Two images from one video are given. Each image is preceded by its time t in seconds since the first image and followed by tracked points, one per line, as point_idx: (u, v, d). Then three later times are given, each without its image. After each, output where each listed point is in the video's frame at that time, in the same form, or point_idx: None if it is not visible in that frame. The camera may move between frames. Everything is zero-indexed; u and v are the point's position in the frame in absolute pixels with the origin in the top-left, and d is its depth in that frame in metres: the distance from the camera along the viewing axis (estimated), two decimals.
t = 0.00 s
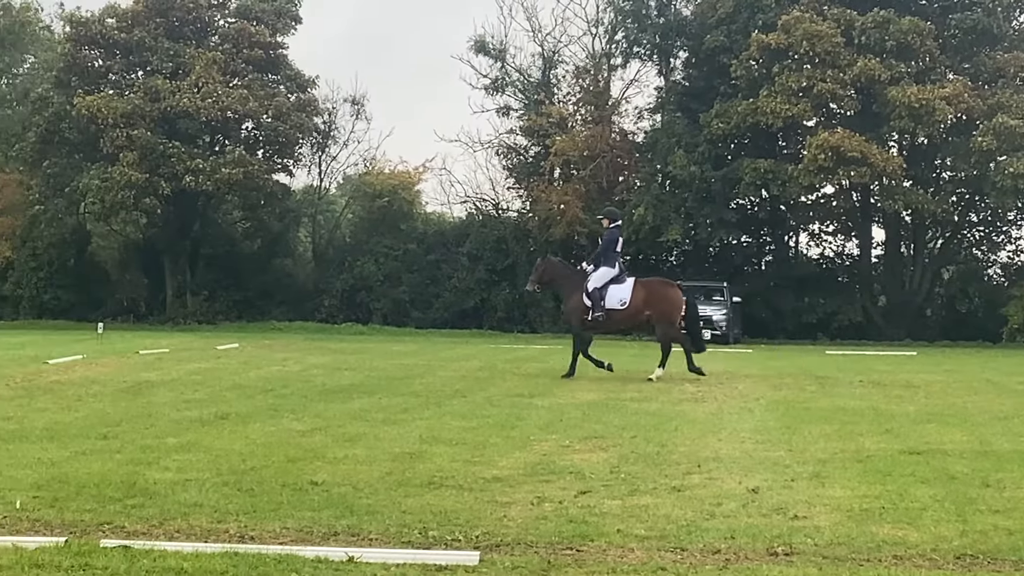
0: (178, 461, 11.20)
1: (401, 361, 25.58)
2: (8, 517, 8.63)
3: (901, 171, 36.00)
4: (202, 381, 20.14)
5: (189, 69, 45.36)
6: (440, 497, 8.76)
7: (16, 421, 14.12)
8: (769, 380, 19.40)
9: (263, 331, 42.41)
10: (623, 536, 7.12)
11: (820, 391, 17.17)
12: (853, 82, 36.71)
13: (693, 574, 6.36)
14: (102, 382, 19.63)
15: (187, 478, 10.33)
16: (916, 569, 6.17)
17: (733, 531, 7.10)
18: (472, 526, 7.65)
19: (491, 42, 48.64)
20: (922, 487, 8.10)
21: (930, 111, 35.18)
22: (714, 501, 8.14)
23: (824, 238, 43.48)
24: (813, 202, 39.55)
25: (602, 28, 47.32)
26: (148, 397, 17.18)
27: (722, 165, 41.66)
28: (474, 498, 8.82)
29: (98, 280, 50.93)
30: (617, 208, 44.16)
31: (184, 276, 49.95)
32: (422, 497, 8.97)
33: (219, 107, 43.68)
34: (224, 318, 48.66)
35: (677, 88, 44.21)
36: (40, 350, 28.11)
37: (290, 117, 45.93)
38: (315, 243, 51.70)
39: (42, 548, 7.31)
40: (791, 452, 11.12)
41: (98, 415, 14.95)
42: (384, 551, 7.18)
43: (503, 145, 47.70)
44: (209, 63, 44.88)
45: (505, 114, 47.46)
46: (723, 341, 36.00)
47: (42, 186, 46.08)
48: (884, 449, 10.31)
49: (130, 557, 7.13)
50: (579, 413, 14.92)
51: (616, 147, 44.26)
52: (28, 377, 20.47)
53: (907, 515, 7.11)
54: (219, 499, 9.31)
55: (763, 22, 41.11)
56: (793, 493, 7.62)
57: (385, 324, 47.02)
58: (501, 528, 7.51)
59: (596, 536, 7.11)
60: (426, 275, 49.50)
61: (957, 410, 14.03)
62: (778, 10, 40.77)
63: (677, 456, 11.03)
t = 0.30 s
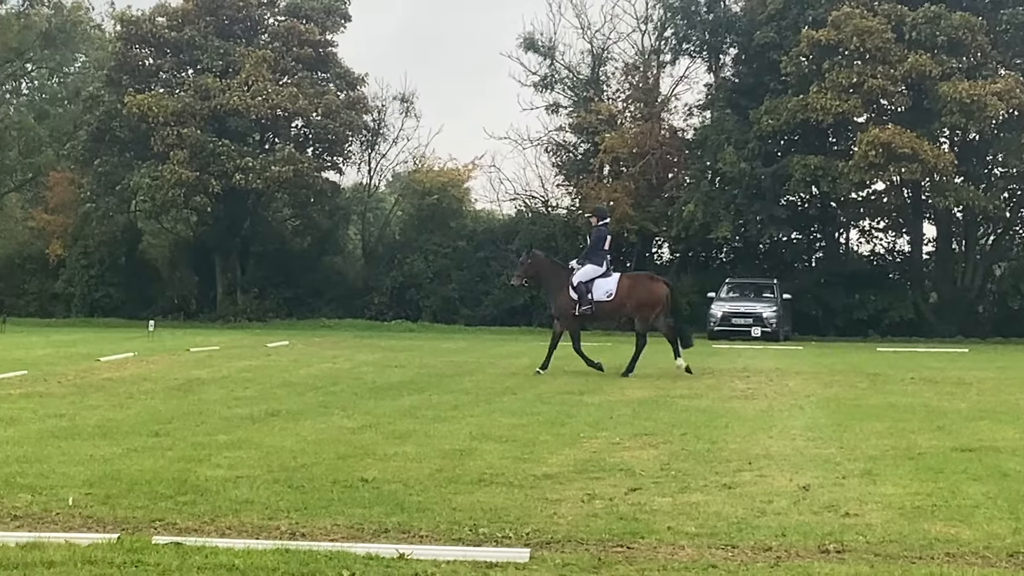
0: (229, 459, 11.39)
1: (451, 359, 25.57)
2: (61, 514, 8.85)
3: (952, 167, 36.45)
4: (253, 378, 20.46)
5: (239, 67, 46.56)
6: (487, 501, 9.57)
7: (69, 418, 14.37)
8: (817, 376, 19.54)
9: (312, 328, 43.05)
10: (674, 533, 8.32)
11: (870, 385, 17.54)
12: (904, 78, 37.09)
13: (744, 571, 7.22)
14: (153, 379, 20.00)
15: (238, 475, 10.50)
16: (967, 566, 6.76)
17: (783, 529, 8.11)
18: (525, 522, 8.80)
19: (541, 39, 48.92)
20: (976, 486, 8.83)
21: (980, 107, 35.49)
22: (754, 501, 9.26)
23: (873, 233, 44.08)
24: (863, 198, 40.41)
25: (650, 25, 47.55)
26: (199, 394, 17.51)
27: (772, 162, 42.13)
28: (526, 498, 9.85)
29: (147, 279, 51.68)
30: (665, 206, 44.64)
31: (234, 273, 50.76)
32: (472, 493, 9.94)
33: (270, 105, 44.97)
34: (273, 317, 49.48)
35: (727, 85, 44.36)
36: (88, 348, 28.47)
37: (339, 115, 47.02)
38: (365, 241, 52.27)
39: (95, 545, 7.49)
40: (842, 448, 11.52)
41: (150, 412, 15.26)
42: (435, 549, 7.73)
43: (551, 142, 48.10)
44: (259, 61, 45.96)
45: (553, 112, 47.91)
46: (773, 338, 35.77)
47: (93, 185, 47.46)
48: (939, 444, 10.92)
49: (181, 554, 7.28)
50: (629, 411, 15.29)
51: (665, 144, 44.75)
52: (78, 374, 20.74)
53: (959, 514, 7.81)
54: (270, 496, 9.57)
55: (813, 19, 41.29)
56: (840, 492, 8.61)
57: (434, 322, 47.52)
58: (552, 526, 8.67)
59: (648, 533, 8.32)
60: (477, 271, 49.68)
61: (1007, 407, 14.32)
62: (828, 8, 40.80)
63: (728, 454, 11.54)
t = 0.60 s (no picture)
0: (282, 455, 11.62)
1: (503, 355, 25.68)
2: (116, 509, 9.11)
3: (1007, 163, 35.96)
4: (304, 374, 20.74)
5: (291, 65, 47.16)
6: (540, 495, 9.70)
7: (124, 414, 14.73)
8: (869, 372, 19.36)
9: (364, 324, 43.52)
10: (726, 529, 8.37)
11: (924, 380, 17.38)
12: (956, 72, 36.58)
13: (797, 568, 7.26)
14: (207, 376, 20.38)
15: (290, 470, 10.72)
16: None
17: (836, 524, 8.15)
18: (577, 518, 8.90)
19: (591, 35, 48.89)
20: None
21: None
22: (807, 497, 9.24)
23: (925, 229, 43.43)
24: (915, 192, 39.78)
25: (701, 21, 47.22)
26: (252, 390, 17.81)
27: (823, 156, 41.62)
28: (578, 493, 9.94)
29: (198, 275, 52.29)
30: (716, 201, 44.40)
31: (285, 270, 51.71)
32: (524, 489, 10.06)
33: (321, 101, 45.50)
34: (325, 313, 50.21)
35: (778, 80, 44.20)
36: (145, 345, 29.07)
37: (390, 111, 47.47)
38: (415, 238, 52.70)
39: (149, 540, 7.71)
40: (895, 444, 11.48)
41: (203, 408, 15.56)
42: (488, 545, 7.86)
43: (602, 138, 48.02)
44: (310, 58, 46.49)
45: (604, 107, 47.89)
46: (824, 333, 35.36)
47: (146, 182, 48.76)
48: (992, 440, 10.89)
49: (234, 549, 7.46)
50: (681, 407, 15.28)
51: (717, 140, 44.53)
52: (132, 371, 21.17)
53: (1015, 510, 7.87)
54: (322, 491, 9.76)
55: (864, 14, 41.08)
56: (893, 488, 8.64)
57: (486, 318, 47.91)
58: (604, 521, 8.76)
59: (699, 529, 8.37)
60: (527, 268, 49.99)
61: None
62: (879, 2, 40.60)
63: (781, 450, 11.51)
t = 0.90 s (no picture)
0: (337, 450, 11.83)
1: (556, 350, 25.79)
2: (172, 504, 9.35)
3: None
4: (358, 370, 21.02)
5: (343, 61, 47.63)
6: (595, 489, 9.82)
7: (180, 410, 15.07)
8: (924, 367, 19.15)
9: (416, 319, 43.89)
10: (781, 524, 8.41)
11: (981, 375, 17.18)
12: (1013, 66, 36.24)
13: (852, 563, 7.28)
14: (260, 371, 20.73)
15: (345, 465, 10.94)
16: None
17: (892, 519, 8.17)
18: (631, 513, 8.98)
19: (643, 30, 48.74)
20: None
21: None
22: (862, 493, 9.21)
23: (980, 223, 42.65)
24: (969, 186, 40.44)
25: (754, 15, 46.81)
26: (305, 386, 18.12)
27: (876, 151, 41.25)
28: (632, 488, 10.01)
29: (253, 272, 53.04)
30: (768, 195, 44.09)
31: (338, 266, 52.23)
32: (578, 484, 10.16)
33: (374, 97, 45.92)
34: (377, 308, 50.74)
35: (832, 74, 43.41)
36: (200, 341, 29.59)
37: (443, 107, 47.84)
38: (467, 234, 52.82)
39: (205, 534, 7.92)
40: (951, 440, 11.40)
41: (257, 403, 15.86)
42: (543, 540, 7.96)
43: (654, 133, 47.82)
44: (363, 55, 46.94)
45: (656, 102, 47.74)
46: (879, 328, 34.93)
47: (199, 178, 50.00)
48: None
49: (290, 543, 7.64)
50: (734, 402, 15.26)
51: (770, 135, 44.08)
52: (187, 366, 21.59)
53: None
54: (377, 486, 9.96)
55: (918, 8, 40.73)
56: (950, 484, 8.63)
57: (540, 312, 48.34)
58: (658, 516, 8.83)
59: (754, 525, 8.41)
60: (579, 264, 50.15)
61: None
62: None
63: (835, 445, 11.45)
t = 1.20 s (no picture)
0: (389, 445, 12.03)
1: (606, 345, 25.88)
2: (225, 498, 9.57)
3: None
4: (409, 365, 21.24)
5: (394, 56, 48.05)
6: (647, 484, 9.90)
7: (232, 405, 15.38)
8: (979, 361, 18.95)
9: (468, 315, 44.16)
10: (834, 519, 8.43)
11: None
12: None
13: (906, 559, 7.31)
14: (312, 366, 21.03)
15: (397, 460, 11.12)
16: None
17: (947, 515, 8.19)
18: (683, 508, 9.04)
19: (694, 25, 48.45)
20: None
21: None
22: (916, 488, 9.19)
23: None
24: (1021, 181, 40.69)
25: (806, 9, 46.29)
26: (357, 381, 18.38)
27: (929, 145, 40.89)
28: (684, 483, 10.06)
29: (304, 267, 53.59)
30: (820, 190, 43.70)
31: (390, 262, 52.86)
32: (630, 479, 10.23)
33: (425, 93, 46.20)
34: (428, 304, 51.00)
35: (884, 68, 42.74)
36: (253, 336, 30.03)
37: (494, 103, 48.00)
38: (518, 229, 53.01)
39: (259, 529, 8.09)
40: (1006, 435, 11.32)
41: (310, 398, 16.12)
42: (595, 535, 8.06)
43: (705, 128, 47.50)
44: (414, 50, 47.21)
45: (707, 97, 47.46)
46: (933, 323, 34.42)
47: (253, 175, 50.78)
48: None
49: (343, 538, 7.80)
50: (787, 396, 15.22)
51: (822, 129, 43.59)
52: (239, 362, 21.96)
53: None
54: (429, 481, 10.12)
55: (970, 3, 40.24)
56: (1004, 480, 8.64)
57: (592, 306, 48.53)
58: (710, 512, 8.88)
59: (807, 520, 8.44)
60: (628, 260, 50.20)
61: None
62: None
63: (888, 440, 11.40)
